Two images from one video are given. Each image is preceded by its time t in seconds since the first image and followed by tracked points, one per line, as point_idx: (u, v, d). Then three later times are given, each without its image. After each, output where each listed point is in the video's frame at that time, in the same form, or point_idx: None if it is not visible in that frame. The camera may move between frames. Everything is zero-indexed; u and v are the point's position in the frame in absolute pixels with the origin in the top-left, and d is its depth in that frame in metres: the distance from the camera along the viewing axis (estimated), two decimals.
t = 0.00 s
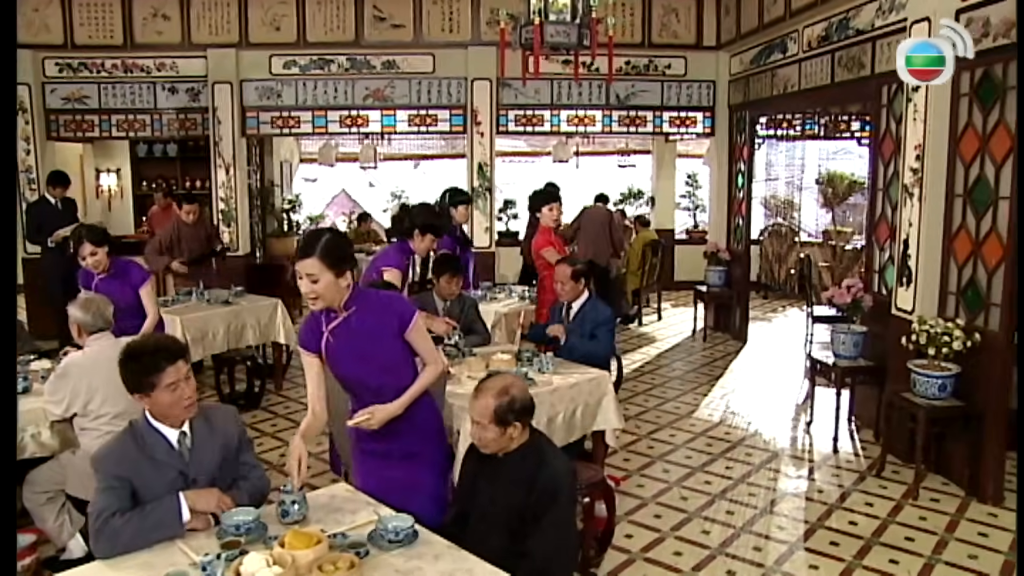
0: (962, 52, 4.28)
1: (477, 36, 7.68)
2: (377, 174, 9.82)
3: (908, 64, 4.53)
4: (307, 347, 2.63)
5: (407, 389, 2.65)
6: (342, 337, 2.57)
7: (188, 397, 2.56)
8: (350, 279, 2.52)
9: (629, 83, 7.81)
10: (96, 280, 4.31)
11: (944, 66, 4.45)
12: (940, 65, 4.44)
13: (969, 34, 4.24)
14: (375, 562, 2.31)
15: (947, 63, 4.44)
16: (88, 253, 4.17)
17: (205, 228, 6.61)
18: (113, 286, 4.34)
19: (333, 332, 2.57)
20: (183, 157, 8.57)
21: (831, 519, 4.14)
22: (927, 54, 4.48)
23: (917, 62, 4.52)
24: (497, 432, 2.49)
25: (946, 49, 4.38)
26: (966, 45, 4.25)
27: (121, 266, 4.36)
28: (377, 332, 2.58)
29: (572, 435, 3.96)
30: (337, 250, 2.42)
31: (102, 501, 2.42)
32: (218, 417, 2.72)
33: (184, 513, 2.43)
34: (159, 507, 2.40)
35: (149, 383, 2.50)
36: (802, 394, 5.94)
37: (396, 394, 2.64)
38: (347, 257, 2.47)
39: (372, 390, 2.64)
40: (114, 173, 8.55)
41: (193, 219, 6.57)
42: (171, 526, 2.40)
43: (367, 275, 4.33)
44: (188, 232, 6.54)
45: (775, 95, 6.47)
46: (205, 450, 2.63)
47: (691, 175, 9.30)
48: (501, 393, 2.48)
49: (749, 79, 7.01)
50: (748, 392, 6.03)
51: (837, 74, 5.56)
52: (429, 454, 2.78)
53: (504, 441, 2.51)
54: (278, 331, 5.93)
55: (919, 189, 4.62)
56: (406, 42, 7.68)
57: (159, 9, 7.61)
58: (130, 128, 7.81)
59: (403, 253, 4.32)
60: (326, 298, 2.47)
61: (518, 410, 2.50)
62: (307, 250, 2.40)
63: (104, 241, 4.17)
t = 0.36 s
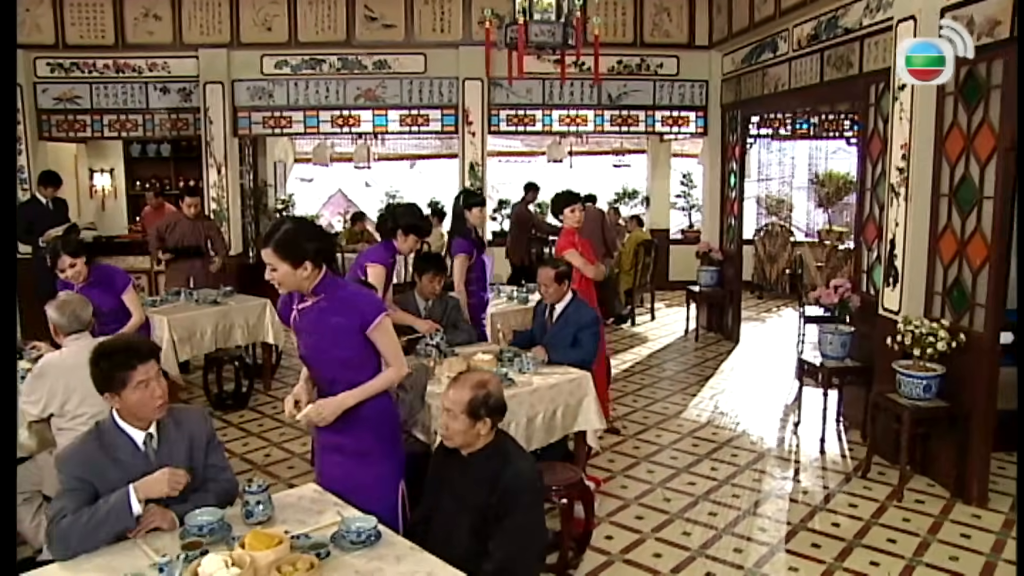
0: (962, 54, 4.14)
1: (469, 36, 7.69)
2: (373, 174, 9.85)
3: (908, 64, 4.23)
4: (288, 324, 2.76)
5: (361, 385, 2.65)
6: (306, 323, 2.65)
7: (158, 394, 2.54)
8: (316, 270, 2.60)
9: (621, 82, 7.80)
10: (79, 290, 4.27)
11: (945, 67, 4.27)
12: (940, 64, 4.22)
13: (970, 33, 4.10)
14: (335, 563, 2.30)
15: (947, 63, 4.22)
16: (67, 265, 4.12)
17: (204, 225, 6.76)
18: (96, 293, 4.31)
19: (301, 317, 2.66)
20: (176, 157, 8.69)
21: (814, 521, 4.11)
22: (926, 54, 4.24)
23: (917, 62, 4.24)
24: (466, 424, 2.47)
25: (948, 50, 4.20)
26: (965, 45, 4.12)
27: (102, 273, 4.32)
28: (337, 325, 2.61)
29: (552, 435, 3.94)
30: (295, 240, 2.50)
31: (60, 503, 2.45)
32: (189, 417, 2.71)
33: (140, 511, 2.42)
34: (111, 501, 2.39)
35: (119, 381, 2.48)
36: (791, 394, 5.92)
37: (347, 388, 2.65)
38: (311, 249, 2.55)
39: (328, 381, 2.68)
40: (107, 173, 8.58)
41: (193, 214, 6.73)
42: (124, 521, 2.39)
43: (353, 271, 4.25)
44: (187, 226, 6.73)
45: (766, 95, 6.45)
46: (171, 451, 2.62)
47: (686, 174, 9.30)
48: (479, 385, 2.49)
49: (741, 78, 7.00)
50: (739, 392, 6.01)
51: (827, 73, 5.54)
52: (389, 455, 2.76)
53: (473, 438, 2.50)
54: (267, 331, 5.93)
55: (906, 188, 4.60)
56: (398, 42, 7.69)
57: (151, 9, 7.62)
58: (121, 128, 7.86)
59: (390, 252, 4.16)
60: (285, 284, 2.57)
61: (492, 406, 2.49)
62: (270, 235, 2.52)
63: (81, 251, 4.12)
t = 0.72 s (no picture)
0: (962, 54, 4.06)
1: (463, 35, 7.70)
2: (372, 173, 9.86)
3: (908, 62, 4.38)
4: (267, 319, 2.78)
5: (332, 379, 2.64)
6: (280, 320, 2.67)
7: (131, 383, 2.56)
8: (285, 268, 2.60)
9: (617, 81, 7.80)
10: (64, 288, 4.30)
11: (946, 67, 4.25)
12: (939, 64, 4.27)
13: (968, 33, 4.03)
14: (299, 563, 2.29)
15: (947, 63, 4.23)
16: (51, 263, 4.15)
17: (205, 224, 6.69)
18: (81, 293, 4.33)
19: (275, 313, 2.68)
20: (174, 156, 8.75)
21: (801, 522, 4.08)
22: (927, 53, 4.31)
23: (916, 60, 4.37)
24: (421, 427, 2.47)
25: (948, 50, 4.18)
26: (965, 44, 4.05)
27: (86, 271, 4.34)
28: (309, 321, 2.61)
29: (535, 435, 3.92)
30: (258, 243, 2.52)
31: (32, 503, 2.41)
32: (160, 412, 2.71)
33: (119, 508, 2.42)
34: (88, 500, 2.39)
35: (93, 373, 2.47)
36: (784, 394, 5.89)
37: (318, 382, 2.65)
38: (275, 245, 2.55)
39: (303, 375, 2.69)
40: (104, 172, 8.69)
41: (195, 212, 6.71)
42: (102, 522, 2.39)
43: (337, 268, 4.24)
44: (186, 225, 6.72)
45: (760, 93, 6.43)
46: (144, 446, 2.63)
47: (685, 173, 9.19)
48: (431, 389, 2.47)
49: (735, 77, 6.98)
50: (732, 392, 5.98)
51: (820, 71, 5.50)
52: (363, 452, 2.75)
53: (433, 439, 2.49)
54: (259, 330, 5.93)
55: (896, 187, 4.56)
56: (392, 40, 7.71)
57: (146, 8, 7.70)
58: (117, 127, 7.91)
59: (374, 251, 4.14)
60: (256, 284, 2.60)
61: (445, 411, 2.46)
62: (236, 234, 2.54)
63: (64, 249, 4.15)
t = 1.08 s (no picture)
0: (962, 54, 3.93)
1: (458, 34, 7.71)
2: (370, 171, 9.87)
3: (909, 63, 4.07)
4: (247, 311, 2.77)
5: (304, 372, 2.63)
6: (259, 310, 2.66)
7: (103, 377, 2.55)
8: (267, 256, 2.60)
9: (612, 79, 7.80)
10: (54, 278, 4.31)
11: (945, 67, 4.07)
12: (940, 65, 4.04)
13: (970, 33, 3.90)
14: (265, 560, 2.29)
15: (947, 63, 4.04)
16: (42, 253, 4.17)
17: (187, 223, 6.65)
18: (70, 282, 4.34)
19: (255, 304, 2.68)
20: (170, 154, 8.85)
21: (787, 523, 4.05)
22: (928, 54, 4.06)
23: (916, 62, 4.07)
24: (394, 414, 2.47)
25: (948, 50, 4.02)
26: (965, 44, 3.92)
27: (75, 260, 4.33)
28: (287, 312, 2.61)
29: (520, 434, 3.91)
30: (240, 227, 2.53)
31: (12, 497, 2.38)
32: (129, 406, 2.71)
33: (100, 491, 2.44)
34: (70, 487, 2.39)
35: (67, 369, 2.45)
36: (777, 394, 5.86)
37: (291, 374, 2.63)
38: (255, 234, 2.55)
39: (276, 367, 2.66)
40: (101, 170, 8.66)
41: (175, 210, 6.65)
42: (87, 504, 2.41)
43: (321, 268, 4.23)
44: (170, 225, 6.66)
45: (754, 92, 6.41)
46: (116, 440, 2.63)
47: (683, 171, 9.38)
48: (413, 380, 2.51)
49: (730, 75, 6.97)
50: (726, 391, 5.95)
51: (812, 69, 5.47)
52: (332, 450, 2.73)
53: (405, 433, 2.50)
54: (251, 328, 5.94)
55: (885, 185, 4.53)
56: (387, 39, 7.72)
57: (141, 7, 7.74)
58: (113, 126, 7.92)
59: (358, 248, 4.15)
60: (238, 271, 2.60)
61: (422, 403, 2.48)
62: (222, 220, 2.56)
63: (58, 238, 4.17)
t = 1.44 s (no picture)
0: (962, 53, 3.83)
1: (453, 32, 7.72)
2: (370, 170, 9.88)
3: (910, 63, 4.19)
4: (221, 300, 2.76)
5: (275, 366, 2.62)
6: (234, 301, 2.65)
7: (76, 373, 2.53)
8: (244, 247, 2.59)
9: (609, 77, 7.78)
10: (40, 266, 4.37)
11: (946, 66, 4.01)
12: (940, 64, 4.04)
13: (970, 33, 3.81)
14: (230, 554, 2.27)
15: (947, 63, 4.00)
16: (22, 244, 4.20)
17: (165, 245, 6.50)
18: (55, 272, 4.37)
19: (231, 294, 2.67)
20: (168, 152, 8.89)
21: (773, 521, 4.02)
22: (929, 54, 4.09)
23: (917, 61, 4.17)
24: (365, 409, 2.46)
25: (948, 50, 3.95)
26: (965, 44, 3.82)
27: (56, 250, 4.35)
28: (262, 305, 2.60)
29: (504, 431, 3.89)
30: (220, 217, 2.51)
31: None
32: (105, 400, 2.71)
33: (70, 487, 2.45)
34: (39, 485, 2.40)
35: (38, 368, 2.43)
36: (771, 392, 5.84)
37: (261, 367, 2.63)
38: (232, 224, 2.54)
39: (246, 359, 2.66)
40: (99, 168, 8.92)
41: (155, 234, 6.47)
42: (56, 501, 2.42)
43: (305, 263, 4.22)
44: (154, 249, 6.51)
45: (748, 89, 6.39)
46: (90, 435, 2.63)
47: (681, 170, 9.44)
48: (382, 373, 2.48)
49: (725, 73, 6.95)
50: (721, 389, 5.94)
51: (805, 66, 5.44)
52: (304, 442, 2.74)
53: (375, 427, 2.48)
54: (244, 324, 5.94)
55: (876, 181, 4.49)
56: (382, 37, 7.74)
57: (137, 5, 7.79)
58: (109, 123, 7.96)
59: (343, 241, 4.15)
60: (215, 260, 2.59)
61: (391, 397, 2.46)
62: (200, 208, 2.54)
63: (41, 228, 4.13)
